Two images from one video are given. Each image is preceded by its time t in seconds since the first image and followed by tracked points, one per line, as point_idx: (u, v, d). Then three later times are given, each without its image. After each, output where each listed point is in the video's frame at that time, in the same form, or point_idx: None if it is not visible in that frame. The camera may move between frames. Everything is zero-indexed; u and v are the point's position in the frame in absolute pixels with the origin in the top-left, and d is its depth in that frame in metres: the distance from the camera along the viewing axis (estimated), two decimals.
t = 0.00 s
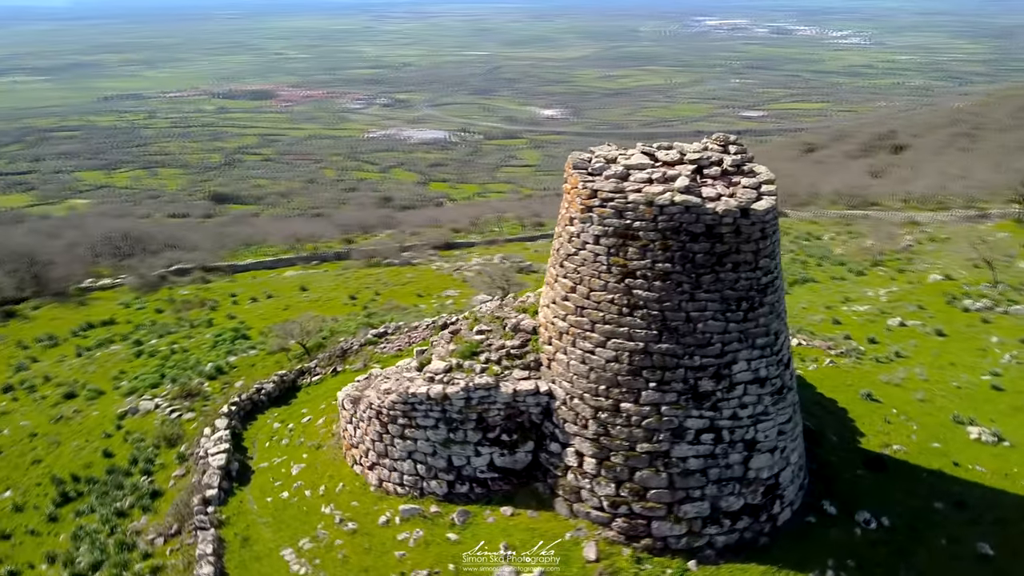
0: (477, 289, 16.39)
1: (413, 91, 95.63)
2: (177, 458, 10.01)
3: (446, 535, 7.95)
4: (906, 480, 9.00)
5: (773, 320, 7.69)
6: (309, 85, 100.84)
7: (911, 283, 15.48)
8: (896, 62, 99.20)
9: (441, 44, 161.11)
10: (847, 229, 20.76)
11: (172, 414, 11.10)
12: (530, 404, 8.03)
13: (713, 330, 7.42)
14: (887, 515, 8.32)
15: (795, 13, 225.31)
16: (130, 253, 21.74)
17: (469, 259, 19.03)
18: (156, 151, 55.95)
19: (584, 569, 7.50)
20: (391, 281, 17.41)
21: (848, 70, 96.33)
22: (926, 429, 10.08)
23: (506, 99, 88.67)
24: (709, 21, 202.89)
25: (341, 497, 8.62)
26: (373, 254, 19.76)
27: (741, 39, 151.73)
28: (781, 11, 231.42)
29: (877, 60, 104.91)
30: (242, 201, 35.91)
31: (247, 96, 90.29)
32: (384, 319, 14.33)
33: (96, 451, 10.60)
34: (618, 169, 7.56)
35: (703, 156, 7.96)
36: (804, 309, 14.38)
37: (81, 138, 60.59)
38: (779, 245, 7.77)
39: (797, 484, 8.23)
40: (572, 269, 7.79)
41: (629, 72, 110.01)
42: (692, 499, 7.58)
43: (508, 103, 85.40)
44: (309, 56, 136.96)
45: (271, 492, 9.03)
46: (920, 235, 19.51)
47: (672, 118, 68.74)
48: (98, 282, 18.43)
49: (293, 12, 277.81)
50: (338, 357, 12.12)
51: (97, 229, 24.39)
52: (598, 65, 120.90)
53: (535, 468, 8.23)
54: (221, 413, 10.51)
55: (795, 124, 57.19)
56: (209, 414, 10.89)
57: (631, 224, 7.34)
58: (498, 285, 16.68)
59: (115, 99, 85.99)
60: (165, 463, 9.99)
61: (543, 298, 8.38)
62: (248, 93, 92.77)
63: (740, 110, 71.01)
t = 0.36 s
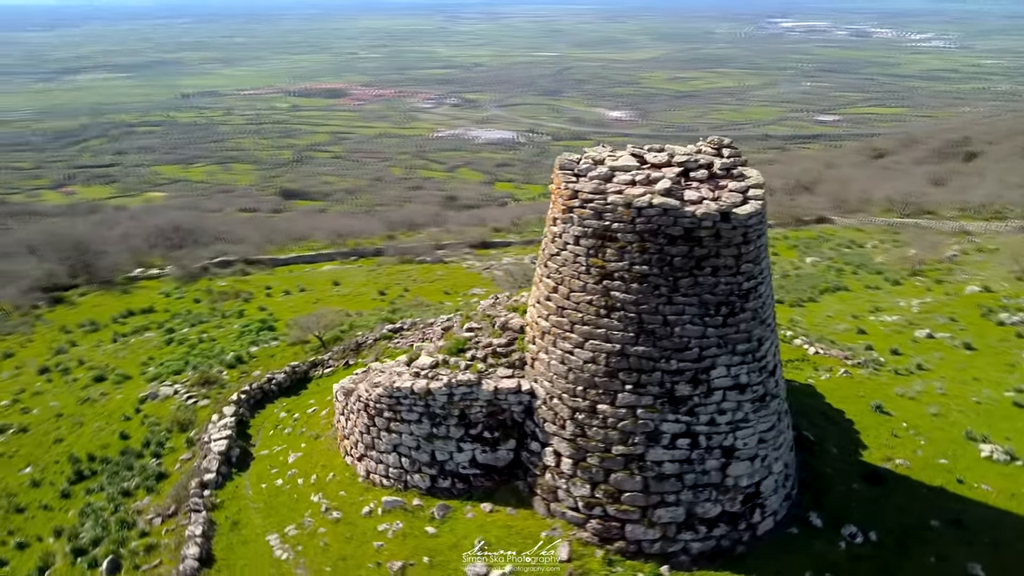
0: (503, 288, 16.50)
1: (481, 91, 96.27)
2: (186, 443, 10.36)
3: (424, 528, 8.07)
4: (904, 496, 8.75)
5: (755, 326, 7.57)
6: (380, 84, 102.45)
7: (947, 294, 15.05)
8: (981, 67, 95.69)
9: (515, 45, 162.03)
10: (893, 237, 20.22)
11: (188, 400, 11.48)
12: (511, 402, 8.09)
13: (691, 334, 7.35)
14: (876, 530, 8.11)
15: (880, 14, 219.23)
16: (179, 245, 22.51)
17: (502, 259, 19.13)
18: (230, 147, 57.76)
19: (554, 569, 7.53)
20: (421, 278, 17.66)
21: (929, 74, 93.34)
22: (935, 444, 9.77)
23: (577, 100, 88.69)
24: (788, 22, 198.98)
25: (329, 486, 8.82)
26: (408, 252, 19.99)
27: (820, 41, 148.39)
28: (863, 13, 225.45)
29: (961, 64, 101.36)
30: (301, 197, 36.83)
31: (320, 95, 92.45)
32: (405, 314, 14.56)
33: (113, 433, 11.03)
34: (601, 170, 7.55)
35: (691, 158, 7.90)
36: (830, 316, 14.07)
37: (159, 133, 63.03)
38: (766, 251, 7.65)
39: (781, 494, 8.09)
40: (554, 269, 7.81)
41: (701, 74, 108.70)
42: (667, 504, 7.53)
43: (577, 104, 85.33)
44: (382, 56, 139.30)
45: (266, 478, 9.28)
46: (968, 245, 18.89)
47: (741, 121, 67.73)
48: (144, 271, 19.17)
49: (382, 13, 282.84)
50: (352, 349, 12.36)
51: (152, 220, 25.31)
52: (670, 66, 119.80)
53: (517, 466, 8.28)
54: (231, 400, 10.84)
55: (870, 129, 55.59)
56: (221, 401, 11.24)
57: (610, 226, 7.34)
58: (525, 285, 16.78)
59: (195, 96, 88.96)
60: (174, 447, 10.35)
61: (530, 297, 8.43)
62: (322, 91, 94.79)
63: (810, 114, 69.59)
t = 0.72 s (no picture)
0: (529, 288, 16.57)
1: (550, 92, 96.31)
2: (197, 429, 10.71)
3: (405, 521, 8.20)
4: (898, 512, 8.51)
5: (735, 332, 7.47)
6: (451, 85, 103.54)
7: (981, 306, 14.73)
8: None
9: (587, 46, 161.73)
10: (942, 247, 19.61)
11: (206, 388, 11.85)
12: (494, 400, 8.15)
13: (667, 338, 7.29)
14: (861, 546, 7.92)
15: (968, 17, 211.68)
16: (227, 238, 23.21)
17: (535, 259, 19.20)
18: (298, 144, 59.20)
19: (526, 567, 7.57)
20: (451, 276, 17.86)
21: (1018, 79, 89.67)
22: (942, 461, 9.45)
23: (646, 103, 88.01)
24: (869, 24, 193.74)
25: (320, 476, 9.03)
26: (440, 249, 20.35)
27: (904, 44, 143.97)
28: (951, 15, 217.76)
29: None
30: (358, 195, 37.53)
31: (392, 95, 94.02)
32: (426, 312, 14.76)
33: (133, 416, 11.47)
34: (584, 172, 7.56)
35: (678, 161, 7.84)
36: (856, 325, 13.76)
37: (235, 131, 65.11)
38: (750, 256, 7.53)
39: (764, 504, 7.96)
40: (537, 269, 7.84)
41: (775, 77, 106.67)
42: (640, 508, 7.49)
43: (645, 106, 84.71)
44: (454, 57, 140.67)
45: (264, 466, 9.54)
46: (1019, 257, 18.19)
47: (814, 126, 66.29)
48: (190, 263, 19.80)
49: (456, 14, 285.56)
50: (366, 344, 12.59)
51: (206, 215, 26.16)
52: (744, 69, 117.94)
53: (499, 463, 8.34)
54: (243, 389, 11.18)
55: (948, 136, 53.69)
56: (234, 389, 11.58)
57: (588, 227, 7.34)
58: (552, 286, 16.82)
59: (270, 95, 91.35)
60: (185, 432, 10.72)
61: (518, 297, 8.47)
62: (393, 91, 96.23)
63: (887, 120, 67.64)
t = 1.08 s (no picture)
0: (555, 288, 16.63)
1: (619, 94, 95.70)
2: (209, 416, 11.07)
3: (387, 513, 8.36)
4: (889, 528, 8.29)
5: (713, 337, 7.39)
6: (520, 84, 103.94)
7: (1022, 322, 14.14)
8: None
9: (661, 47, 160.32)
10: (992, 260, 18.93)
11: (224, 376, 12.23)
12: (476, 398, 8.23)
13: (642, 342, 7.27)
14: (842, 561, 7.76)
15: None
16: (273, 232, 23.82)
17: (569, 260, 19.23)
18: (365, 142, 60.25)
19: (498, 564, 7.63)
20: (482, 275, 18.03)
21: None
22: (945, 479, 9.17)
23: (717, 104, 86.82)
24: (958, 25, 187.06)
25: (314, 466, 9.26)
26: (474, 247, 20.59)
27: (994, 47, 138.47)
28: None
29: None
30: (414, 192, 38.07)
31: (464, 94, 94.97)
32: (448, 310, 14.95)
33: (154, 401, 11.90)
34: (567, 174, 7.57)
35: (664, 165, 7.79)
36: (882, 337, 13.42)
37: (310, 128, 66.80)
38: (731, 262, 7.43)
39: (743, 514, 7.86)
40: (519, 269, 7.90)
41: (853, 81, 103.89)
42: (612, 511, 7.48)
43: (716, 109, 83.61)
44: (526, 56, 141.15)
45: (264, 454, 9.82)
46: None
47: (890, 131, 64.42)
48: (234, 256, 20.41)
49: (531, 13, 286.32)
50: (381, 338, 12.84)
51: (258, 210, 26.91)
52: (822, 71, 115.26)
53: (482, 461, 8.42)
54: (255, 378, 11.54)
55: None
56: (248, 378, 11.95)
57: (566, 229, 7.37)
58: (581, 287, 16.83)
59: (344, 92, 93.16)
60: (198, 418, 11.09)
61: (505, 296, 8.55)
62: (464, 91, 97.03)
63: (970, 126, 65.32)
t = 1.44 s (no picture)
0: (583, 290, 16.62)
1: (690, 97, 94.45)
2: (222, 404, 11.40)
3: (372, 505, 8.51)
4: (878, 545, 8.08)
5: (690, 343, 7.32)
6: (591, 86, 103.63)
7: None
8: None
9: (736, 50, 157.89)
10: None
11: (244, 366, 12.59)
12: (460, 396, 8.31)
13: (616, 345, 7.25)
14: None
15: None
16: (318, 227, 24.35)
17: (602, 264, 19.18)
18: (434, 141, 60.99)
19: (472, 561, 7.71)
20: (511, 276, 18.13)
21: None
22: (946, 497, 8.87)
23: (789, 108, 85.11)
24: None
25: (309, 456, 9.50)
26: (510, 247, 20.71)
27: None
28: None
29: None
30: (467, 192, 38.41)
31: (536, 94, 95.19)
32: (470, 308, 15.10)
33: (175, 388, 12.32)
34: (551, 176, 7.58)
35: (649, 169, 7.74)
36: (908, 350, 13.02)
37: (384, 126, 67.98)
38: (712, 268, 7.35)
39: (721, 523, 7.77)
40: (502, 269, 7.95)
41: (934, 86, 100.55)
42: (584, 513, 7.48)
43: (790, 112, 81.97)
44: (598, 58, 140.70)
45: (266, 443, 10.10)
46: None
47: (972, 138, 62.15)
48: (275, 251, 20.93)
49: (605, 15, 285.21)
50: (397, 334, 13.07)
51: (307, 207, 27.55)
52: (904, 75, 111.87)
53: (466, 459, 8.50)
54: (269, 369, 11.88)
55: None
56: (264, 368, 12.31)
57: (544, 231, 7.39)
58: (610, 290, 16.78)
59: (415, 92, 94.40)
60: (213, 405, 11.44)
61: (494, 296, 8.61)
62: (534, 92, 97.17)
63: None
